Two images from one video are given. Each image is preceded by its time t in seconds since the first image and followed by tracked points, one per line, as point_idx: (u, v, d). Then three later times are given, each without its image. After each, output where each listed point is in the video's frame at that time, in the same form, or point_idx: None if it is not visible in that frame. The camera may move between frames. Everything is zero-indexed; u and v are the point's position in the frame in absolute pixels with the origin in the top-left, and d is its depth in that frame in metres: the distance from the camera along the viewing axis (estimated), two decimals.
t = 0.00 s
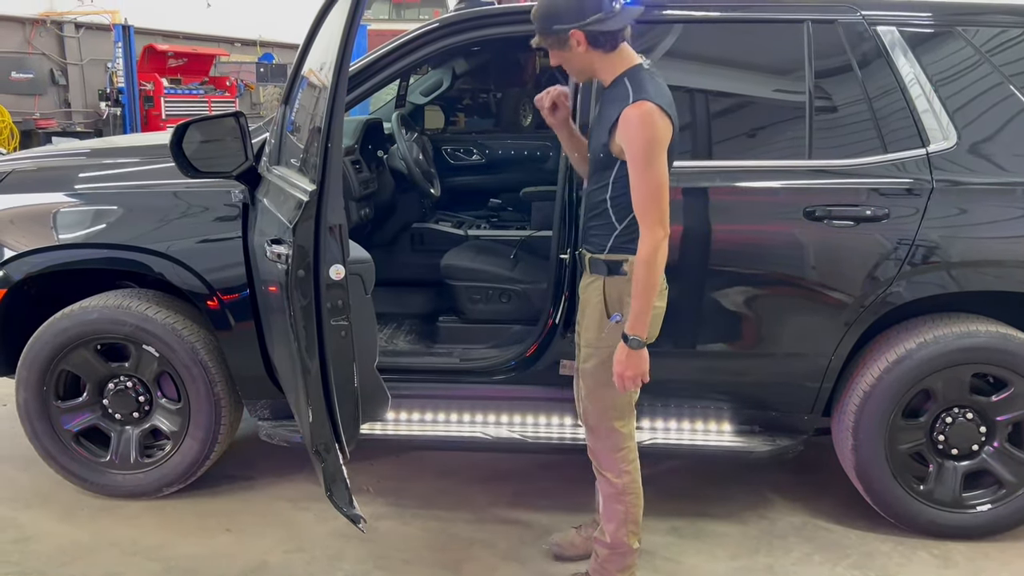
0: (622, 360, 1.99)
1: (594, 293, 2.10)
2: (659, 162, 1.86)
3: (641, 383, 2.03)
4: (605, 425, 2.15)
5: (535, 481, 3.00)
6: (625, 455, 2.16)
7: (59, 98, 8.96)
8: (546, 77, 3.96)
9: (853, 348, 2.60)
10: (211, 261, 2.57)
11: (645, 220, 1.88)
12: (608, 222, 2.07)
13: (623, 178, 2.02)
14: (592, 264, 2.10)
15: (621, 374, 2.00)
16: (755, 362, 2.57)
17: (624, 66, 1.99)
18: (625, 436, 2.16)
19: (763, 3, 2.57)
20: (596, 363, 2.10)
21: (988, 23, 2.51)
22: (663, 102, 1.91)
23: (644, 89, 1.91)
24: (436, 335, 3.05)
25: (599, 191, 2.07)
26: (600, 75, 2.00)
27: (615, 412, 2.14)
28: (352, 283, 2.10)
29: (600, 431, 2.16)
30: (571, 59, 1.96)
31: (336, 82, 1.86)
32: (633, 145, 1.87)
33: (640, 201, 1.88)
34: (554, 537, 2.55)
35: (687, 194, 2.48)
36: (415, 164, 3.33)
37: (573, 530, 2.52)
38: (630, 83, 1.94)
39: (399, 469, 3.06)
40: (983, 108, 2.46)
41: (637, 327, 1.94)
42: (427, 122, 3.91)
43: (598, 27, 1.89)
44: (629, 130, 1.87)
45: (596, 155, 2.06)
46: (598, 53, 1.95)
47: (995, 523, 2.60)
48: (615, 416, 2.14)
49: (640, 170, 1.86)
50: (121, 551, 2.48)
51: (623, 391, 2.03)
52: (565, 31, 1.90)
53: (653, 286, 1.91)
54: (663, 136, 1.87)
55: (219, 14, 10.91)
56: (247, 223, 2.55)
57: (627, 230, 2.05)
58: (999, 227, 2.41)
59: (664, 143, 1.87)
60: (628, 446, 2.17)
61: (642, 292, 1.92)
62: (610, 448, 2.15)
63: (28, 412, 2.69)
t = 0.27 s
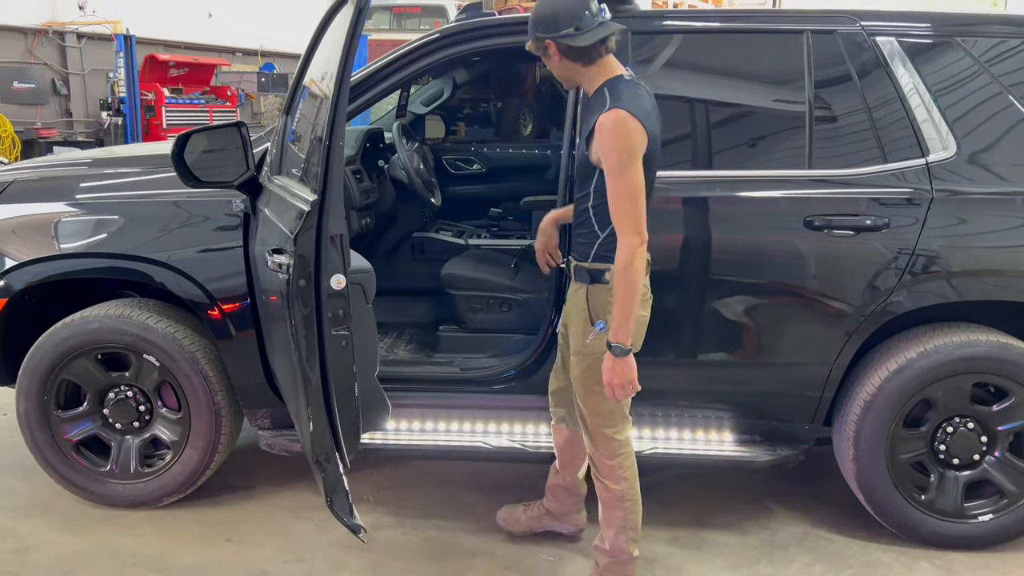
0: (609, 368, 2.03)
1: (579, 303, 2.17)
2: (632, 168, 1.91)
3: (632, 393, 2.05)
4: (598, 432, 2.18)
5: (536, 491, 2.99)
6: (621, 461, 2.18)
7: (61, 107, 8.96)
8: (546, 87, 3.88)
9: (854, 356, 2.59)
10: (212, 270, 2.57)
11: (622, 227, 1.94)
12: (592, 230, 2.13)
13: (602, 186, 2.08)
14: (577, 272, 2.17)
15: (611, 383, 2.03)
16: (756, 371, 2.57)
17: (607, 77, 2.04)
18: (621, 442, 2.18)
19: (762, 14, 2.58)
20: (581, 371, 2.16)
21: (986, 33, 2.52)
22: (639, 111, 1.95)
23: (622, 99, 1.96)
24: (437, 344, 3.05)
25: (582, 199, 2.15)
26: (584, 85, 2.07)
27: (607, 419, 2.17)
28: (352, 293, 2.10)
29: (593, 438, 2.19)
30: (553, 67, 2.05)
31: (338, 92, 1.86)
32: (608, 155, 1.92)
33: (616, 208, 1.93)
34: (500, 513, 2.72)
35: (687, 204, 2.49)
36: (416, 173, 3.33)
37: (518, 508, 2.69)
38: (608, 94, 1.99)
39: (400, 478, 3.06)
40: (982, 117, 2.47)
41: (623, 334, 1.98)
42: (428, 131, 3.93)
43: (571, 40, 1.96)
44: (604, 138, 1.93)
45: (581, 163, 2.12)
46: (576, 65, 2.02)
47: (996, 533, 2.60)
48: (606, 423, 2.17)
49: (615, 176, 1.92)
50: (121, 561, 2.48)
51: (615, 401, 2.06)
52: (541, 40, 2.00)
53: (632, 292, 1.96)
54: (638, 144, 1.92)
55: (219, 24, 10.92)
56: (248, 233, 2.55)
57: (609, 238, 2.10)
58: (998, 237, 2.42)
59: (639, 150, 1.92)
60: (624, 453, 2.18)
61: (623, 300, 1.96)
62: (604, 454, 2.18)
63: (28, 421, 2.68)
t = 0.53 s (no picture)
0: (546, 355, 2.13)
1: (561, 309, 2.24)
2: (599, 168, 2.06)
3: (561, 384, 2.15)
4: (586, 436, 2.27)
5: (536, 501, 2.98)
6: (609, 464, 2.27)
7: (61, 115, 9.03)
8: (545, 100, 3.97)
9: (854, 365, 2.59)
10: (213, 279, 2.57)
11: (589, 221, 2.07)
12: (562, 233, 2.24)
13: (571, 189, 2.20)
14: (552, 278, 2.27)
15: (541, 371, 2.14)
16: (756, 381, 2.57)
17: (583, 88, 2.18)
18: (608, 445, 2.28)
19: (762, 25, 2.60)
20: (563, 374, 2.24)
21: (984, 45, 2.54)
22: (609, 116, 2.11)
23: (594, 105, 2.12)
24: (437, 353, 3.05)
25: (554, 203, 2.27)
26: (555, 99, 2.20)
27: (596, 423, 2.25)
28: (353, 302, 2.09)
29: (582, 443, 2.27)
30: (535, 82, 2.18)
31: (339, 102, 1.86)
32: (580, 155, 2.07)
33: (585, 204, 2.08)
34: (467, 526, 2.72)
35: (688, 214, 2.49)
36: (416, 183, 3.32)
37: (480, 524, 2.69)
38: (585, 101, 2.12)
39: (400, 488, 3.05)
40: (982, 128, 2.47)
41: (565, 322, 2.10)
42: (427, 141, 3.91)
43: (546, 55, 2.10)
44: (572, 139, 2.08)
45: (556, 168, 2.23)
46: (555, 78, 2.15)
47: (997, 543, 2.59)
48: (593, 427, 2.26)
49: (583, 175, 2.07)
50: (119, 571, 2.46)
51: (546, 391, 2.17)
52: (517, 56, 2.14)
53: (589, 284, 2.08)
54: (605, 146, 2.07)
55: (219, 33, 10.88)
56: (248, 242, 2.55)
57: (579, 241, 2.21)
58: (998, 246, 2.42)
59: (608, 151, 2.08)
60: (610, 457, 2.27)
61: (578, 290, 2.09)
62: (593, 458, 2.27)
63: (27, 431, 2.67)
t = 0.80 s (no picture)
0: (526, 326, 2.20)
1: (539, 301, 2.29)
2: (555, 151, 2.14)
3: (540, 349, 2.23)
4: (560, 428, 2.28)
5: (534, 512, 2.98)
6: (584, 455, 2.29)
7: (60, 126, 9.00)
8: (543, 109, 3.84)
9: (853, 377, 2.60)
10: (212, 290, 2.58)
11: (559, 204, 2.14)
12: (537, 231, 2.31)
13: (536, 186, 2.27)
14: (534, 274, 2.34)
15: (517, 337, 2.22)
16: (754, 393, 2.57)
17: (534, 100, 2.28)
18: (582, 437, 2.29)
19: (759, 39, 2.62)
20: (540, 365, 2.28)
21: (979, 58, 2.56)
22: (556, 114, 2.21)
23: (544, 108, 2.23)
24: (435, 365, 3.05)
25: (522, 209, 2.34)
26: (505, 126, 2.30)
27: (569, 413, 2.27)
28: (353, 313, 2.09)
29: (556, 435, 2.29)
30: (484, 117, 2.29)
31: (340, 114, 1.87)
32: (532, 150, 2.16)
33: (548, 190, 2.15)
34: (466, 539, 2.72)
35: (685, 227, 2.51)
36: (416, 194, 3.28)
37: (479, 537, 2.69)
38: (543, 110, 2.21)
39: (398, 499, 3.04)
40: (977, 140, 2.49)
41: (541, 293, 2.17)
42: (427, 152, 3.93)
43: (485, 87, 2.21)
44: (525, 134, 2.17)
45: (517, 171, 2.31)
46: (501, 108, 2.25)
47: (996, 555, 2.59)
48: (568, 419, 2.28)
49: (542, 160, 2.15)
50: None
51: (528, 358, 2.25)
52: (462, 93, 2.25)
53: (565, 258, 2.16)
54: (555, 131, 2.16)
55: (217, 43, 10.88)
56: (247, 252, 2.56)
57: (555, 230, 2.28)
58: (993, 258, 2.43)
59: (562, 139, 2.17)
60: (582, 448, 2.28)
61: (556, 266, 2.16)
62: (568, 450, 2.28)
63: (25, 442, 2.67)
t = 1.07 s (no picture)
0: (547, 313, 2.28)
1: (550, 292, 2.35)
2: (508, 158, 2.31)
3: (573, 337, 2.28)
4: (566, 421, 2.34)
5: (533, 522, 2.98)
6: (587, 449, 2.34)
7: (58, 136, 9.14)
8: (542, 118, 3.73)
9: (850, 388, 2.61)
10: (211, 300, 2.59)
11: (526, 199, 2.27)
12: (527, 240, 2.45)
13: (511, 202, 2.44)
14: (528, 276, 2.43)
15: (549, 328, 2.29)
16: (753, 403, 2.59)
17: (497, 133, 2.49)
18: (587, 430, 2.34)
19: (756, 52, 2.65)
20: (550, 357, 2.32)
21: (973, 72, 2.59)
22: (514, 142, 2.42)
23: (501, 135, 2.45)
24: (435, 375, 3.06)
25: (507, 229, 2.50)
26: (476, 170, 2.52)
27: (574, 406, 2.32)
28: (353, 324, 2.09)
29: (562, 428, 2.34)
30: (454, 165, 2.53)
31: (342, 125, 1.88)
32: (490, 167, 2.34)
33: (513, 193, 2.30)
34: (466, 549, 2.72)
35: (683, 238, 2.53)
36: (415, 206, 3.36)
37: (479, 547, 2.68)
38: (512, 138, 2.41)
39: (397, 510, 3.05)
40: (972, 153, 2.52)
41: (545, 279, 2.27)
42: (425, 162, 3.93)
43: (452, 139, 2.47)
44: (482, 158, 2.36)
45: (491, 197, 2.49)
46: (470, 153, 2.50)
47: (993, 565, 2.60)
48: (575, 411, 2.33)
49: (501, 169, 2.31)
50: None
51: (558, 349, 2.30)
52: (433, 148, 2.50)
53: (546, 244, 2.26)
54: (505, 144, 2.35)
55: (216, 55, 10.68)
56: (248, 263, 2.57)
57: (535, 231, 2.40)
58: (988, 269, 2.45)
59: (511, 148, 2.34)
60: (586, 442, 2.34)
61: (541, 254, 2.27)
62: (573, 443, 2.33)
63: (24, 452, 2.67)
